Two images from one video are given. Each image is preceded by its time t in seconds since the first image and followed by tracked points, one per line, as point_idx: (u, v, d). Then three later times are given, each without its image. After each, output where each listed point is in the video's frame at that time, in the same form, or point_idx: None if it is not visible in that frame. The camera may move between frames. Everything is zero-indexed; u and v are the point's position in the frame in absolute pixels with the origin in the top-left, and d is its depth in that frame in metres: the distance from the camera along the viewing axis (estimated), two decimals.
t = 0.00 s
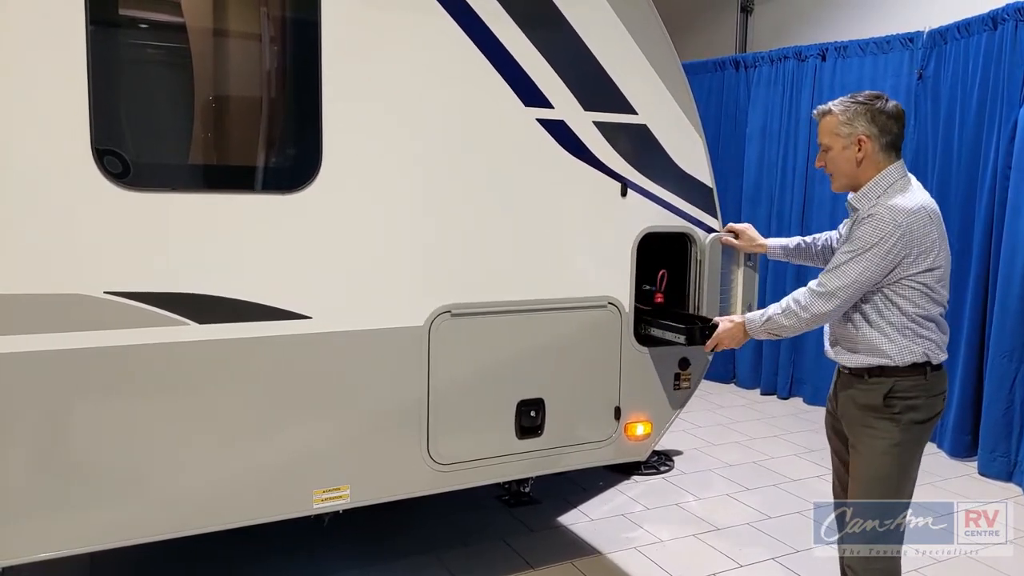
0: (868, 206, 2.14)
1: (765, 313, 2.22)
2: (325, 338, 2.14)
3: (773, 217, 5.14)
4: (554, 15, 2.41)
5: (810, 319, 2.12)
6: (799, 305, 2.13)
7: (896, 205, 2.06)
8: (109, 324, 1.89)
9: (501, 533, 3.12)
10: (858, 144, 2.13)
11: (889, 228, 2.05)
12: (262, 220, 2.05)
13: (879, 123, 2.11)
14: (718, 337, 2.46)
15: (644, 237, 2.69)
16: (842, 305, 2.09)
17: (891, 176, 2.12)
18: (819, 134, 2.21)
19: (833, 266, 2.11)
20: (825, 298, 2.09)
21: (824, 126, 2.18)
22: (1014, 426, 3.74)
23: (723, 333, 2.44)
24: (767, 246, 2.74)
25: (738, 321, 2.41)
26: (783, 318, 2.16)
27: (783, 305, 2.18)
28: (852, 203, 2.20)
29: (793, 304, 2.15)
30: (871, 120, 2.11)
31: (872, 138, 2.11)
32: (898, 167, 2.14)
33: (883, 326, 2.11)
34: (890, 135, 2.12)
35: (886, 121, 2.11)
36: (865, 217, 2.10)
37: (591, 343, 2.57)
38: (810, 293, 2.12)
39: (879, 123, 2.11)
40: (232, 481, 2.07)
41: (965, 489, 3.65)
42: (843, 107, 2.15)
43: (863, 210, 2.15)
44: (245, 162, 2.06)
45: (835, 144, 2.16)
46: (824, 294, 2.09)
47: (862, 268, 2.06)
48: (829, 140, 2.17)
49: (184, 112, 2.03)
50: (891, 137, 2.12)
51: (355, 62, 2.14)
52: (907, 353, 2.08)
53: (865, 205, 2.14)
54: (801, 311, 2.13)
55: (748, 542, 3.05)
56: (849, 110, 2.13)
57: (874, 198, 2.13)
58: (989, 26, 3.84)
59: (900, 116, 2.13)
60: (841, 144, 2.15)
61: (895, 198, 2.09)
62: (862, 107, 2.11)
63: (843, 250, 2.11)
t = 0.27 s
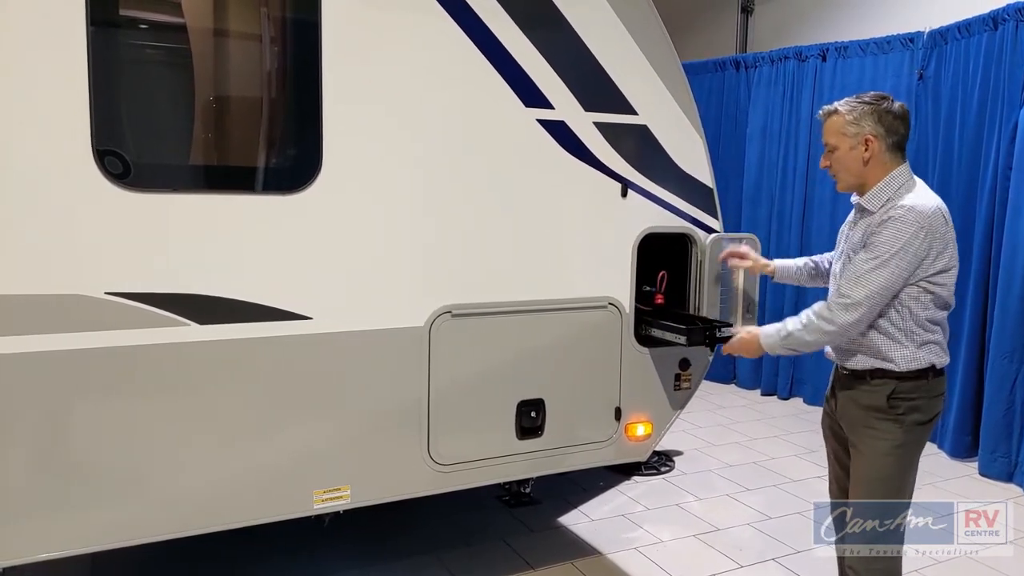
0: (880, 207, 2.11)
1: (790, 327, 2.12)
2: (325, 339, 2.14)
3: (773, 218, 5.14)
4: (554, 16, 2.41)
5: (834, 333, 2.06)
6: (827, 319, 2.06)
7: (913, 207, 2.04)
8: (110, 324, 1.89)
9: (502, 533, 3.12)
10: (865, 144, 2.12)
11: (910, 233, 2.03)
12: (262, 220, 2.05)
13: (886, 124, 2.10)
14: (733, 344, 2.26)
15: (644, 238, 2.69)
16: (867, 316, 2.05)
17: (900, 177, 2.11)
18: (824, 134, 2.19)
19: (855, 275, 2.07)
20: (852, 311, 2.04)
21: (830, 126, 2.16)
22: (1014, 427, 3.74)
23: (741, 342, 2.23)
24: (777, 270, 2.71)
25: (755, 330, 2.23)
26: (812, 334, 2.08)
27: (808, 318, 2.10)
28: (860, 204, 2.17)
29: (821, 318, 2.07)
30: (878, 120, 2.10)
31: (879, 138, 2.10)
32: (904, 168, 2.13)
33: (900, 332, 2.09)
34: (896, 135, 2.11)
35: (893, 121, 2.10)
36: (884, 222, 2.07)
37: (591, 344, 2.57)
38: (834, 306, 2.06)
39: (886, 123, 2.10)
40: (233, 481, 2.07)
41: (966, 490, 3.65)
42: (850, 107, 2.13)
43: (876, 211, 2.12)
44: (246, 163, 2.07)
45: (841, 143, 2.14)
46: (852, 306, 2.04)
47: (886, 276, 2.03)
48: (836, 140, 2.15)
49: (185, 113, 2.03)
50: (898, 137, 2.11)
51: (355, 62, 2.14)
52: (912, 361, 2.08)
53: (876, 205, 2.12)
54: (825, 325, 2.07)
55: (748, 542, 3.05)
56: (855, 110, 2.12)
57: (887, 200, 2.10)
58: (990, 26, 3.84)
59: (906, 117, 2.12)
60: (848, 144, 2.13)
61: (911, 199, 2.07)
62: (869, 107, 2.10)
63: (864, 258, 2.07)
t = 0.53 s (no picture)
0: (898, 204, 2.08)
1: (897, 379, 1.90)
2: (325, 339, 2.14)
3: (774, 218, 5.14)
4: (554, 16, 2.41)
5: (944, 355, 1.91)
6: (931, 351, 1.90)
7: (948, 207, 1.98)
8: (110, 325, 1.90)
9: (502, 533, 3.12)
10: (869, 139, 2.10)
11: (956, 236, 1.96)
12: (263, 220, 2.05)
13: (891, 122, 2.08)
14: (851, 439, 1.94)
15: (644, 238, 2.69)
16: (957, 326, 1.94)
17: (906, 175, 2.09)
18: (828, 129, 2.15)
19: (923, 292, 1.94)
20: (951, 326, 1.91)
21: (835, 121, 2.13)
22: (1015, 427, 3.73)
23: (854, 431, 1.93)
24: (766, 297, 2.57)
25: (860, 412, 1.94)
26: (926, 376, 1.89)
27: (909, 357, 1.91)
28: (870, 200, 2.13)
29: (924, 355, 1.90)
30: (883, 117, 2.08)
31: (883, 135, 2.08)
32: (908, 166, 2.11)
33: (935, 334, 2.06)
34: (899, 134, 2.09)
35: (897, 119, 2.08)
36: (924, 222, 1.98)
37: (592, 344, 2.57)
38: (935, 329, 1.90)
39: (891, 121, 2.08)
40: (233, 482, 2.08)
41: (966, 490, 3.65)
42: (855, 103, 2.11)
43: (891, 208, 2.09)
44: (246, 163, 2.07)
45: (846, 139, 2.11)
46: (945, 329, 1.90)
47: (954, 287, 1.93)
48: (840, 135, 2.12)
49: (185, 113, 2.03)
50: (900, 136, 2.10)
51: (355, 62, 2.14)
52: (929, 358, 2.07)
53: (889, 201, 2.08)
54: (936, 350, 1.90)
55: (748, 542, 3.05)
56: (861, 106, 2.09)
57: (908, 198, 2.06)
58: (990, 26, 3.84)
59: (909, 118, 2.11)
60: (852, 139, 2.10)
61: (925, 195, 2.04)
62: (874, 104, 2.09)
63: (928, 267, 1.95)
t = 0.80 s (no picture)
0: (912, 198, 2.04)
1: (1014, 387, 1.85)
2: (325, 339, 2.14)
3: (774, 218, 5.13)
4: (555, 16, 2.41)
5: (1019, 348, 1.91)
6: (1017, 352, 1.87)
7: (969, 201, 1.97)
8: (110, 325, 1.90)
9: (502, 533, 3.12)
10: (890, 131, 2.05)
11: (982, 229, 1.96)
12: (263, 220, 2.05)
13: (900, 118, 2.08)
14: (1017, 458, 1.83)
15: (644, 237, 2.68)
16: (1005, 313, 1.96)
17: (912, 171, 2.07)
18: (846, 117, 2.05)
19: (980, 290, 1.92)
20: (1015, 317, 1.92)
21: (859, 109, 2.04)
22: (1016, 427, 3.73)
23: (1016, 448, 1.83)
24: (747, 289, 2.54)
25: (1009, 426, 1.84)
26: None
27: (1001, 363, 1.87)
28: (885, 195, 2.07)
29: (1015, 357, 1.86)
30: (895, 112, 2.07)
31: (899, 129, 2.06)
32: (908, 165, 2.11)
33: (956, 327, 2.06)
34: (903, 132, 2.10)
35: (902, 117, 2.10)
36: (951, 217, 1.95)
37: (591, 344, 2.57)
38: (1010, 326, 1.89)
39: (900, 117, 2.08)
40: (233, 482, 2.08)
41: (966, 490, 3.65)
42: (870, 96, 2.07)
43: (905, 203, 2.04)
44: (246, 163, 2.07)
45: (869, 126, 2.03)
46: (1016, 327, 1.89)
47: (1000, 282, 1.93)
48: (864, 122, 2.03)
49: (186, 113, 2.03)
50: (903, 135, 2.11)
51: (356, 62, 2.14)
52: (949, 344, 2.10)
53: (904, 195, 2.04)
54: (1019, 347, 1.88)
55: (748, 542, 3.05)
56: (879, 98, 2.06)
57: (923, 192, 2.02)
58: (991, 26, 3.84)
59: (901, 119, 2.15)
60: (874, 128, 2.03)
61: (935, 188, 2.03)
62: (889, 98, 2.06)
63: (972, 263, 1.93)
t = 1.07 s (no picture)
0: (920, 196, 2.04)
1: (1000, 382, 1.93)
2: (325, 339, 2.14)
3: (775, 218, 5.13)
4: (555, 16, 2.41)
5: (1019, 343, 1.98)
6: (1015, 347, 1.95)
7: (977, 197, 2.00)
8: (110, 325, 1.90)
9: (502, 533, 3.12)
10: (895, 127, 2.06)
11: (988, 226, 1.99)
12: (263, 220, 2.06)
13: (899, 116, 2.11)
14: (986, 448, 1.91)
15: (644, 238, 2.68)
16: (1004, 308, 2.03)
17: (916, 169, 2.08)
18: (857, 113, 2.04)
19: (989, 287, 1.95)
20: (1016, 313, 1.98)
21: (866, 107, 2.04)
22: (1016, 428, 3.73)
23: (984, 438, 1.92)
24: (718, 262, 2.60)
25: (987, 417, 1.92)
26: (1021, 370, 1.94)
27: (998, 358, 1.95)
28: (893, 192, 2.06)
29: (1014, 352, 1.94)
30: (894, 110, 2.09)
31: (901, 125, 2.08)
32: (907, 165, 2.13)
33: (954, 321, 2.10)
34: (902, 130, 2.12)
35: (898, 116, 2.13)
36: (964, 215, 1.96)
37: (592, 344, 2.57)
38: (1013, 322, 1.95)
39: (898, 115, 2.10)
40: (233, 482, 2.08)
41: (967, 490, 3.64)
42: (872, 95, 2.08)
43: (915, 200, 2.04)
44: (246, 163, 2.07)
45: (880, 122, 2.03)
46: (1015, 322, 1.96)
47: (1005, 278, 1.97)
48: (875, 118, 2.03)
49: (186, 113, 2.03)
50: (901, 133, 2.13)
51: (356, 62, 2.14)
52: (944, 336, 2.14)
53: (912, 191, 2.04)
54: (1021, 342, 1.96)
55: (747, 542, 3.05)
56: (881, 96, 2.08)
57: (932, 189, 2.03)
58: (991, 26, 3.83)
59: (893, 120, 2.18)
60: (884, 124, 2.03)
61: (942, 185, 2.04)
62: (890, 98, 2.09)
63: (983, 262, 1.95)
